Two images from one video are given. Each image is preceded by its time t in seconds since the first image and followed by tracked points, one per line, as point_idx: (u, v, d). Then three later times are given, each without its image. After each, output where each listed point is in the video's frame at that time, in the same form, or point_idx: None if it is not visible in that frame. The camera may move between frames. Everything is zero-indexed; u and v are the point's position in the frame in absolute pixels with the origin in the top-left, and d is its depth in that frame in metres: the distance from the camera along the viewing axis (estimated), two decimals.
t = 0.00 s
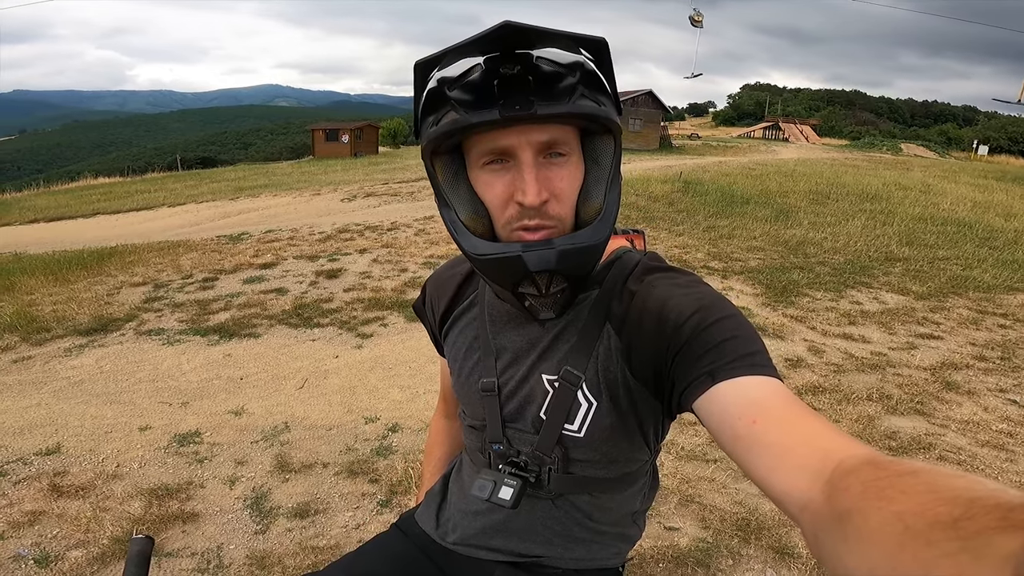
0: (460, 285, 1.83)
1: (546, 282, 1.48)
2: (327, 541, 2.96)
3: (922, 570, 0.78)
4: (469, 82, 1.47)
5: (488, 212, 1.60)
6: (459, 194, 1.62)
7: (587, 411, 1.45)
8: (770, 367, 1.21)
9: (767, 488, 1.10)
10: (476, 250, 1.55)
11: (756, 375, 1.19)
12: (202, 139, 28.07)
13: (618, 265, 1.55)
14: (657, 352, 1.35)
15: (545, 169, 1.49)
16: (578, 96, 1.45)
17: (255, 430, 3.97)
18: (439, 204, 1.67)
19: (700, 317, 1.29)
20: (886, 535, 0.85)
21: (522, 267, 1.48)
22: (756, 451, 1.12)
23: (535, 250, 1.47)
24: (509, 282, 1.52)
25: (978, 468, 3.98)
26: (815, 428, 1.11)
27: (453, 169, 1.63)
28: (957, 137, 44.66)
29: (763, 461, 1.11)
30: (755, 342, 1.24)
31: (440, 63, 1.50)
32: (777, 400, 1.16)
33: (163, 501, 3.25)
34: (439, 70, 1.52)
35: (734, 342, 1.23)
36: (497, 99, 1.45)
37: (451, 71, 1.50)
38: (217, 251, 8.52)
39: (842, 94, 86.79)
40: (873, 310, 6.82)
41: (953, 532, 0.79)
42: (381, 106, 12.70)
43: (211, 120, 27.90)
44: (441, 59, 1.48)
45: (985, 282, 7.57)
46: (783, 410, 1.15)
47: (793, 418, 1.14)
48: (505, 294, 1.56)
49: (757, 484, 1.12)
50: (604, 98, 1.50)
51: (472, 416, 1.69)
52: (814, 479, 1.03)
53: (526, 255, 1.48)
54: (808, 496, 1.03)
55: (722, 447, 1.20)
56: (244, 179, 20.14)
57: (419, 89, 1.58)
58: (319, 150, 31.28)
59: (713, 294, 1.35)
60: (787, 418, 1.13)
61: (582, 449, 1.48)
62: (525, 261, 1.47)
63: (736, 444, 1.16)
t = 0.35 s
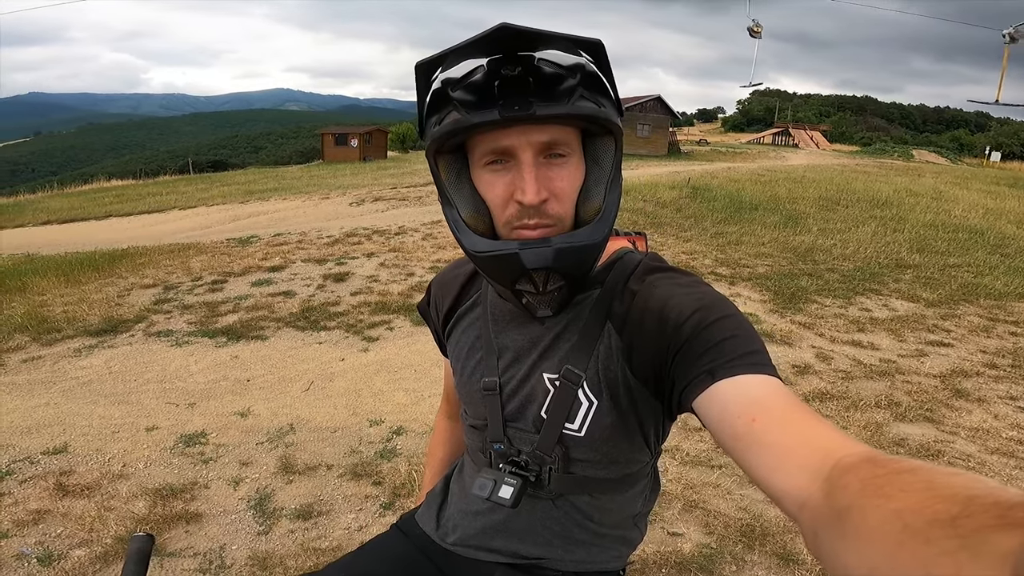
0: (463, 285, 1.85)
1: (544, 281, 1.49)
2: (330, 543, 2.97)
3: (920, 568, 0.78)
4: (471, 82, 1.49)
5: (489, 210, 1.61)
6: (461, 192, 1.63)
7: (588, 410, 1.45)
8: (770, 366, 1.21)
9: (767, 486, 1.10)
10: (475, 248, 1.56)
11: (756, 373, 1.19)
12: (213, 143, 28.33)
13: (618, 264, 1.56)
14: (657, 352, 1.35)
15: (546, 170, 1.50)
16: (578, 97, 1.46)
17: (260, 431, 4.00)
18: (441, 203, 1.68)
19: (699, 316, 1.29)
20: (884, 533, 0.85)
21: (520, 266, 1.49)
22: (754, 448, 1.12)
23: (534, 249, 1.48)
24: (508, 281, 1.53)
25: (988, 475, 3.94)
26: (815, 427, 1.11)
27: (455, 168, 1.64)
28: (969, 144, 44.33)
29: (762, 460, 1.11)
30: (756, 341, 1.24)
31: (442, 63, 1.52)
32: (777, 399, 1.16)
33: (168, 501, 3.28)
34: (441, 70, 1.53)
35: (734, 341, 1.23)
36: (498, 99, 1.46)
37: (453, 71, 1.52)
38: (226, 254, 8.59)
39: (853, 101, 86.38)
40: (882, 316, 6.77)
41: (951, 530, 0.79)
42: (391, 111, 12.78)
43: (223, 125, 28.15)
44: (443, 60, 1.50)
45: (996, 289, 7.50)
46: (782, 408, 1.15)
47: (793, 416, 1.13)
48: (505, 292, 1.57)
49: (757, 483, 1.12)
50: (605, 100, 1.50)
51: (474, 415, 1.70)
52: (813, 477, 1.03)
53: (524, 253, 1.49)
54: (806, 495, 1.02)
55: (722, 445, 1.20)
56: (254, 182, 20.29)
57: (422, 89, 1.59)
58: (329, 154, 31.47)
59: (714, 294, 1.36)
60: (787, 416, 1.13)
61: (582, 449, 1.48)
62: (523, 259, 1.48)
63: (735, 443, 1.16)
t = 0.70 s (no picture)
0: (461, 282, 1.85)
1: (539, 278, 1.50)
2: (328, 542, 2.98)
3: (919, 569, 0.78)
4: (470, 78, 1.49)
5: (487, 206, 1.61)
6: (458, 187, 1.63)
7: (584, 408, 1.45)
8: (768, 365, 1.21)
9: (764, 485, 1.10)
10: (472, 244, 1.56)
11: (754, 372, 1.19)
12: (214, 142, 28.36)
13: (616, 262, 1.56)
14: (654, 350, 1.35)
15: (544, 167, 1.50)
16: (577, 94, 1.45)
17: (260, 430, 4.00)
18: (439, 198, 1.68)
19: (697, 314, 1.29)
20: (883, 532, 0.84)
21: (516, 263, 1.49)
22: (752, 447, 1.12)
23: (530, 246, 1.48)
24: (505, 277, 1.53)
25: (989, 476, 3.93)
26: (812, 426, 1.11)
27: (453, 163, 1.64)
28: (971, 144, 44.27)
29: (760, 459, 1.10)
30: (753, 340, 1.24)
31: (442, 58, 1.52)
32: (775, 398, 1.16)
33: (166, 500, 3.28)
34: (441, 66, 1.53)
35: (732, 340, 1.22)
36: (496, 95, 1.46)
37: (453, 67, 1.52)
38: (227, 253, 8.60)
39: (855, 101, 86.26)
40: (884, 317, 6.76)
41: (950, 531, 0.79)
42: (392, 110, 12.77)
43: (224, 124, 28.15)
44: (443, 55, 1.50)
45: (998, 289, 7.49)
46: (781, 406, 1.15)
47: (790, 415, 1.13)
48: (502, 289, 1.57)
49: (754, 482, 1.12)
50: (604, 98, 1.50)
51: (471, 413, 1.69)
52: (811, 476, 1.03)
53: (520, 250, 1.49)
54: (804, 493, 1.02)
55: (719, 444, 1.20)
56: (256, 182, 20.31)
57: (422, 84, 1.59)
58: (330, 154, 31.47)
59: (712, 293, 1.35)
60: (785, 415, 1.13)
61: (578, 447, 1.48)
62: (519, 255, 1.48)
63: (733, 442, 1.15)
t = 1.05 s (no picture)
0: (464, 288, 1.87)
1: (544, 285, 1.52)
2: (337, 546, 3.00)
3: (920, 569, 0.78)
4: (475, 85, 1.51)
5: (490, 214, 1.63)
6: (461, 195, 1.65)
7: (585, 412, 1.47)
8: (767, 368, 1.22)
9: (764, 486, 1.11)
10: (476, 251, 1.58)
11: (754, 374, 1.20)
12: (229, 150, 28.71)
13: (616, 267, 1.58)
14: (654, 353, 1.36)
15: (548, 174, 1.52)
16: (581, 102, 1.48)
17: (272, 435, 4.04)
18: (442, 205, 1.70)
19: (697, 318, 1.30)
20: (885, 534, 0.85)
21: (522, 270, 1.51)
22: (752, 449, 1.13)
23: (535, 254, 1.50)
24: (509, 284, 1.55)
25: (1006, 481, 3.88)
26: (812, 427, 1.12)
27: (456, 171, 1.67)
28: (987, 147, 43.76)
29: (761, 461, 1.11)
30: (752, 343, 1.25)
31: (447, 66, 1.54)
32: (775, 400, 1.17)
33: (179, 503, 3.33)
34: (446, 74, 1.56)
35: (731, 343, 1.24)
36: (502, 103, 1.48)
37: (458, 75, 1.54)
38: (241, 261, 8.70)
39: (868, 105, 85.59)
40: (897, 322, 6.69)
41: (951, 531, 0.79)
42: (403, 118, 12.88)
43: (239, 133, 28.50)
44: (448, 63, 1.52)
45: (1015, 294, 7.39)
46: (779, 408, 1.16)
47: (789, 417, 1.14)
48: (506, 295, 1.59)
49: (755, 483, 1.12)
50: (607, 105, 1.53)
51: (473, 417, 1.71)
52: (811, 477, 1.04)
53: (526, 258, 1.50)
54: (805, 495, 1.03)
55: (721, 447, 1.20)
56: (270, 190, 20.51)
57: (427, 92, 1.62)
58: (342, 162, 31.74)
59: (711, 297, 1.37)
60: (785, 417, 1.14)
61: (579, 451, 1.49)
62: (524, 263, 1.50)
63: (734, 444, 1.16)
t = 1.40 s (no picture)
0: (463, 289, 1.88)
1: (567, 289, 1.50)
2: (340, 546, 3.01)
3: (919, 570, 0.79)
4: (495, 86, 1.50)
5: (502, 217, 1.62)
6: (472, 198, 1.64)
7: (585, 413, 1.47)
8: (766, 368, 1.22)
9: (765, 486, 1.11)
10: (495, 255, 1.55)
11: (752, 374, 1.20)
12: (232, 152, 28.79)
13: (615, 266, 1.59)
14: (654, 353, 1.37)
15: (565, 177, 1.53)
16: (603, 106, 1.52)
17: (275, 436, 4.05)
18: (449, 209, 1.68)
19: (696, 318, 1.31)
20: (882, 533, 0.85)
21: (547, 275, 1.49)
22: (751, 449, 1.13)
23: (560, 258, 1.48)
24: (528, 289, 1.53)
25: (1011, 482, 3.87)
26: (811, 426, 1.12)
27: (464, 174, 1.65)
28: (991, 146, 43.62)
29: (761, 461, 1.11)
30: (751, 342, 1.25)
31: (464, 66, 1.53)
32: (773, 400, 1.17)
33: (182, 504, 3.34)
34: (462, 74, 1.54)
35: (731, 343, 1.24)
36: (526, 105, 1.49)
37: (473, 75, 1.53)
38: (244, 262, 8.72)
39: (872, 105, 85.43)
40: (901, 323, 6.68)
41: (951, 531, 0.79)
42: (405, 120, 12.90)
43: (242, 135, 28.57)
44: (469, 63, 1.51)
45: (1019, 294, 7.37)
46: (778, 408, 1.16)
47: (788, 416, 1.14)
48: (522, 300, 1.57)
49: (755, 484, 1.12)
50: (621, 109, 1.58)
51: (473, 418, 1.72)
52: (811, 477, 1.04)
53: (552, 262, 1.48)
54: (804, 494, 1.03)
55: (720, 447, 1.21)
56: (273, 192, 20.57)
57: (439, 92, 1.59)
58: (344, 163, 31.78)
59: (709, 296, 1.38)
60: (784, 416, 1.14)
61: (580, 452, 1.50)
62: (551, 269, 1.48)
63: (734, 444, 1.16)
